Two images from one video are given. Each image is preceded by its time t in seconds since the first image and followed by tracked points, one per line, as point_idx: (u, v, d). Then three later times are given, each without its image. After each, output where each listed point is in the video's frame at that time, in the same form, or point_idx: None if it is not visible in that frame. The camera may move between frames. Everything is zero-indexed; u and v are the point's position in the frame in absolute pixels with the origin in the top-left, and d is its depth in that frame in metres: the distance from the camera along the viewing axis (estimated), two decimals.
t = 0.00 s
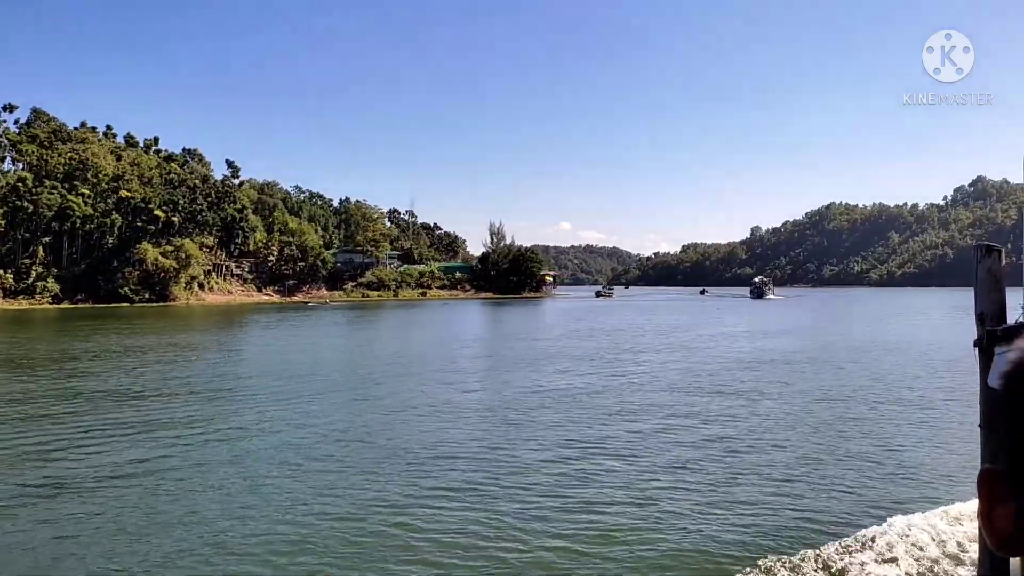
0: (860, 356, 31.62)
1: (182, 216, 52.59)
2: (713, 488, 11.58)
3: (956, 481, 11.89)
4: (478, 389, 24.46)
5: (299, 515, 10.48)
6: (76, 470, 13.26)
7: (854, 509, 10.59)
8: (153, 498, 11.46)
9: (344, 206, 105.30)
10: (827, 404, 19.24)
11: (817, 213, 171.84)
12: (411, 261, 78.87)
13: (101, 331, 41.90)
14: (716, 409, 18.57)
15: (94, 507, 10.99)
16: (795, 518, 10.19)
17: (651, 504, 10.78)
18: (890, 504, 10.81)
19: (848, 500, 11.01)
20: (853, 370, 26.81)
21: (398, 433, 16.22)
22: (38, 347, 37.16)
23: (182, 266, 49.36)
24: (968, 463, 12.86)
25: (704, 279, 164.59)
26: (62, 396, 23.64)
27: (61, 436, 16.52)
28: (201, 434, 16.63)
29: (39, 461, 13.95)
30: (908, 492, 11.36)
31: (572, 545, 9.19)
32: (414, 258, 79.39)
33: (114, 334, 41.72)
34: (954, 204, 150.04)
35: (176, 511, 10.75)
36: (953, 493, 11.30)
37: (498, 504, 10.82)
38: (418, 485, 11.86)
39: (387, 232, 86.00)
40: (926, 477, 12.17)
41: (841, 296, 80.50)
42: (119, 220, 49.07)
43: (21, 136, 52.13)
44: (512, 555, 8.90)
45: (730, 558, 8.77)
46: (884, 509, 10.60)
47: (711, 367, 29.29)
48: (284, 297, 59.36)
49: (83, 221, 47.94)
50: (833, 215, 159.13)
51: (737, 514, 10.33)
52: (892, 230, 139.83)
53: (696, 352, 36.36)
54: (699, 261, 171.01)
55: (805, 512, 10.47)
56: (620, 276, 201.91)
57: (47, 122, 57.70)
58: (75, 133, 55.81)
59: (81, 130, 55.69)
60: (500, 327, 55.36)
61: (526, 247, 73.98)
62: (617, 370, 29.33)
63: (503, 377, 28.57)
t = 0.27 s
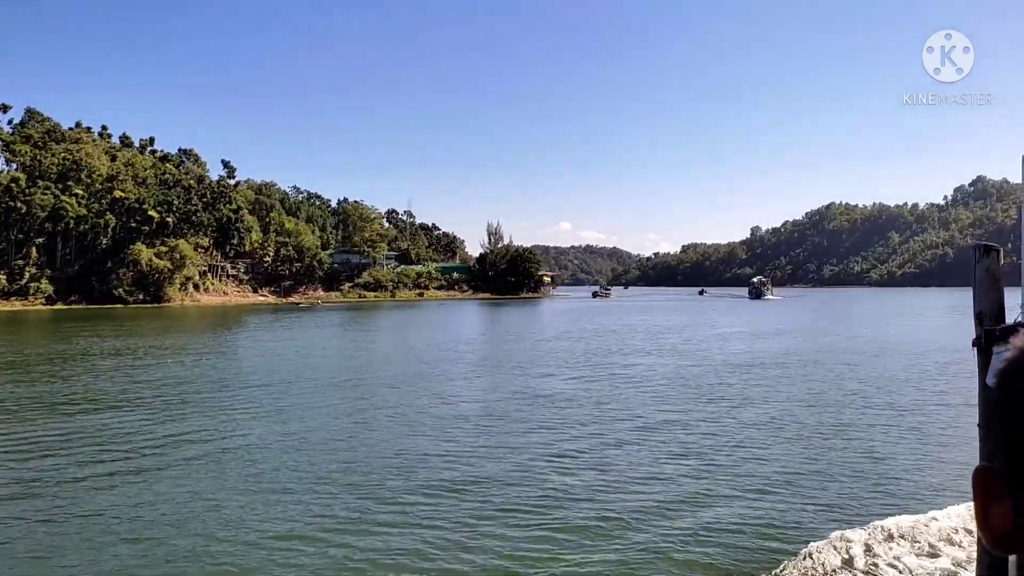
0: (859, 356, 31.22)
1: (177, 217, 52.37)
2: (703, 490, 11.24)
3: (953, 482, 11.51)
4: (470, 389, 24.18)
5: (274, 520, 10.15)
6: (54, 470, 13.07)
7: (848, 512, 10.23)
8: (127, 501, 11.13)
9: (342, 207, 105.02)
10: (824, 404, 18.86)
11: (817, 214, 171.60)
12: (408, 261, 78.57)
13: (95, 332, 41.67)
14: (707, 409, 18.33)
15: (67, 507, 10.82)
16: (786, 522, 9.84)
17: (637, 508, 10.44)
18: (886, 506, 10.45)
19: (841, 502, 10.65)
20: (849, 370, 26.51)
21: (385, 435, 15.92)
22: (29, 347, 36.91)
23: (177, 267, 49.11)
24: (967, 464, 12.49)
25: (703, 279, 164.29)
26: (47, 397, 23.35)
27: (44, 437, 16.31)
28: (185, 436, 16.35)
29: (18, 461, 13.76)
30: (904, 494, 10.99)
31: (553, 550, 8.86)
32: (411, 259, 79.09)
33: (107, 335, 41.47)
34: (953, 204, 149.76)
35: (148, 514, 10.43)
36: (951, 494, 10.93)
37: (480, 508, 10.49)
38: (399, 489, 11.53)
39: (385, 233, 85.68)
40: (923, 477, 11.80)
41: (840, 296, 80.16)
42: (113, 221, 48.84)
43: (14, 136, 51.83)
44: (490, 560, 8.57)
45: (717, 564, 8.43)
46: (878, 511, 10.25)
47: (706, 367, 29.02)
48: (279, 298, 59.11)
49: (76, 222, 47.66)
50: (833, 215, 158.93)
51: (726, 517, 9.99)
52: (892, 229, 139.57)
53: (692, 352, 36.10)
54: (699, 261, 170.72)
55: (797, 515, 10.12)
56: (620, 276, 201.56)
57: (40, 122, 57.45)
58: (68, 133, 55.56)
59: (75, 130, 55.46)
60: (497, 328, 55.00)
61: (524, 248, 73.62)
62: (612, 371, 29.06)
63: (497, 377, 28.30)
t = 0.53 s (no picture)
0: (859, 357, 30.90)
1: (174, 217, 52.16)
2: (692, 490, 10.95)
3: (950, 483, 11.21)
4: (464, 390, 23.91)
5: (249, 520, 9.88)
6: (31, 473, 12.85)
7: (840, 512, 9.93)
8: (102, 502, 10.87)
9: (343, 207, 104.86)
10: (820, 405, 18.56)
11: (819, 213, 171.15)
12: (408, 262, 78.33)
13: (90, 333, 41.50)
14: (701, 409, 18.07)
15: (39, 508, 10.59)
16: (776, 522, 9.55)
17: (623, 507, 10.16)
18: (879, 508, 10.15)
19: (834, 503, 10.36)
20: (849, 370, 26.20)
21: (373, 436, 15.70)
22: (23, 348, 36.74)
23: (174, 267, 48.89)
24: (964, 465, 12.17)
25: (706, 279, 163.90)
26: (37, 399, 23.17)
27: (27, 439, 16.10)
28: (171, 437, 16.12)
29: None
30: (899, 496, 10.69)
31: (531, 551, 8.60)
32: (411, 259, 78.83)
33: (102, 336, 41.28)
34: (956, 204, 149.26)
35: (120, 514, 10.17)
36: (947, 496, 10.62)
37: (462, 507, 10.22)
38: (381, 488, 11.27)
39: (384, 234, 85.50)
40: (919, 479, 11.50)
41: (843, 296, 79.78)
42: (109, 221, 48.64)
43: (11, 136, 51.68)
44: (466, 561, 8.33)
45: (702, 565, 8.15)
46: (871, 512, 9.96)
47: (704, 368, 28.72)
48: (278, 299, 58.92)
49: (72, 222, 47.49)
50: (835, 214, 158.54)
51: (714, 517, 9.70)
52: (894, 229, 139.11)
53: (691, 353, 35.79)
54: (701, 261, 170.38)
55: (787, 515, 9.83)
56: (622, 277, 201.20)
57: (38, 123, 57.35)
58: (66, 133, 55.42)
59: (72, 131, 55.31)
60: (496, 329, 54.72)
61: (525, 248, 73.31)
62: (609, 371, 28.77)
63: (492, 378, 28.04)
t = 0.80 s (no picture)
0: (860, 356, 30.54)
1: (171, 218, 51.99)
2: (680, 491, 10.66)
3: (950, 481, 10.84)
4: (459, 391, 23.65)
5: (226, 522, 9.57)
6: (10, 474, 12.66)
7: (837, 513, 9.57)
8: (76, 505, 10.56)
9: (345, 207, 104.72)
10: (818, 405, 18.26)
11: (823, 212, 170.54)
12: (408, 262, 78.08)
13: (85, 334, 41.36)
14: (697, 409, 17.79)
15: (12, 510, 10.40)
16: (769, 524, 9.21)
17: (612, 508, 9.82)
18: (876, 507, 9.80)
19: (829, 504, 10.02)
20: (850, 370, 25.86)
21: (362, 435, 15.40)
22: (18, 350, 36.65)
23: (171, 268, 48.70)
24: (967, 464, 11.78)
25: (709, 279, 163.43)
26: (29, 399, 23.04)
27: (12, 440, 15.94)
28: (154, 438, 15.86)
29: None
30: (898, 495, 10.32)
31: (507, 553, 8.37)
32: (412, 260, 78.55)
33: (98, 337, 41.15)
34: (960, 202, 148.53)
35: (91, 517, 9.97)
36: (948, 495, 10.26)
37: (445, 508, 9.90)
38: (364, 489, 10.97)
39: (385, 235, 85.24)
40: (919, 478, 11.13)
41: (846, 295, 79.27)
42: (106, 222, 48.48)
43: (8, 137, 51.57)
44: (440, 564, 8.10)
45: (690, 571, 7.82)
46: (868, 512, 9.61)
47: (703, 368, 28.43)
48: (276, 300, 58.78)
49: (69, 223, 47.35)
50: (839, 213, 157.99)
51: (705, 519, 9.37)
52: (898, 228, 138.52)
53: (691, 353, 35.46)
54: (704, 261, 169.93)
55: (780, 516, 9.49)
56: (626, 277, 200.81)
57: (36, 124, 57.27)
58: (63, 134, 55.30)
59: (69, 131, 55.19)
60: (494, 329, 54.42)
61: (525, 248, 72.95)
62: (607, 372, 28.49)
63: (489, 379, 27.78)
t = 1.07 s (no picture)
0: (861, 356, 30.25)
1: (168, 219, 51.78)
2: (673, 487, 10.55)
3: (946, 480, 10.70)
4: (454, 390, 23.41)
5: (207, 519, 9.36)
6: None
7: (834, 511, 9.37)
8: (58, 502, 10.42)
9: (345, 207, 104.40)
10: (816, 404, 18.05)
11: (825, 211, 169.83)
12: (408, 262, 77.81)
13: (81, 334, 41.20)
14: (694, 408, 17.58)
15: None
16: (763, 522, 9.01)
17: (604, 506, 9.63)
18: (874, 506, 9.60)
19: (826, 503, 9.81)
20: (850, 370, 25.58)
21: (353, 432, 15.21)
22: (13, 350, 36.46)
23: (168, 269, 48.47)
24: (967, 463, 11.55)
25: (710, 278, 162.70)
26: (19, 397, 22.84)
27: None
28: (143, 433, 15.70)
29: None
30: (896, 495, 10.11)
31: (495, 550, 8.26)
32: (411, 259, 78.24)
33: (94, 337, 41.00)
34: (962, 201, 147.73)
35: (72, 514, 9.82)
36: (947, 495, 10.04)
37: (434, 506, 9.71)
38: (352, 486, 10.77)
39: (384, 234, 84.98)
40: (918, 478, 10.91)
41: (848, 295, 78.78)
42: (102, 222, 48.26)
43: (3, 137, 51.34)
44: (426, 561, 8.00)
45: (681, 569, 7.63)
46: (862, 509, 9.48)
47: (701, 368, 28.16)
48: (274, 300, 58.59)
49: (64, 223, 47.14)
50: (841, 212, 157.26)
51: (697, 515, 9.26)
52: (900, 227, 137.83)
53: (690, 353, 35.15)
54: (706, 261, 169.20)
55: (775, 513, 9.29)
56: (628, 276, 200.10)
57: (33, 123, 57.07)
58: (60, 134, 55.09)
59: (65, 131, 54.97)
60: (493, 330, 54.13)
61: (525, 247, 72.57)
62: (605, 371, 28.24)
63: (486, 379, 27.54)
